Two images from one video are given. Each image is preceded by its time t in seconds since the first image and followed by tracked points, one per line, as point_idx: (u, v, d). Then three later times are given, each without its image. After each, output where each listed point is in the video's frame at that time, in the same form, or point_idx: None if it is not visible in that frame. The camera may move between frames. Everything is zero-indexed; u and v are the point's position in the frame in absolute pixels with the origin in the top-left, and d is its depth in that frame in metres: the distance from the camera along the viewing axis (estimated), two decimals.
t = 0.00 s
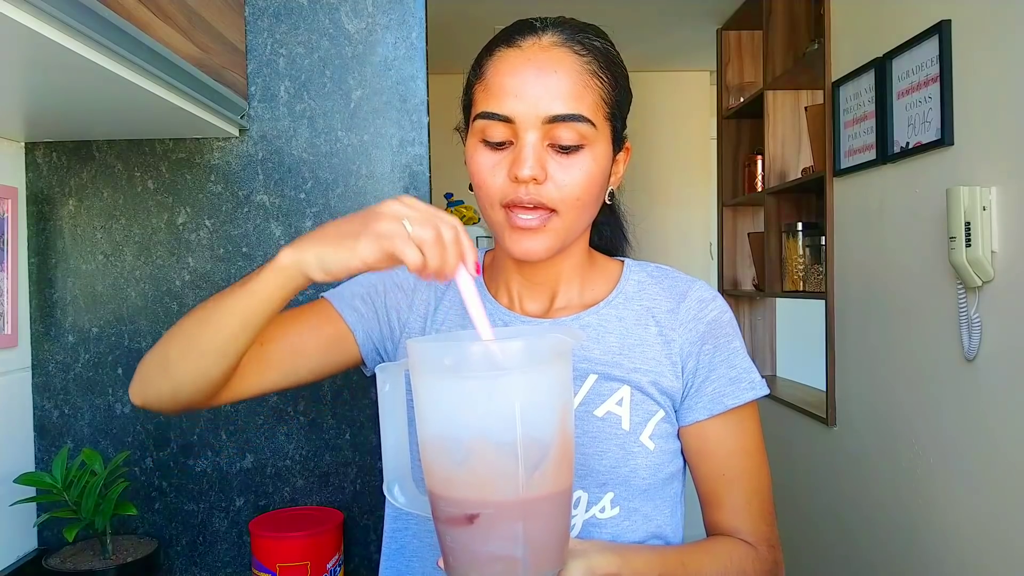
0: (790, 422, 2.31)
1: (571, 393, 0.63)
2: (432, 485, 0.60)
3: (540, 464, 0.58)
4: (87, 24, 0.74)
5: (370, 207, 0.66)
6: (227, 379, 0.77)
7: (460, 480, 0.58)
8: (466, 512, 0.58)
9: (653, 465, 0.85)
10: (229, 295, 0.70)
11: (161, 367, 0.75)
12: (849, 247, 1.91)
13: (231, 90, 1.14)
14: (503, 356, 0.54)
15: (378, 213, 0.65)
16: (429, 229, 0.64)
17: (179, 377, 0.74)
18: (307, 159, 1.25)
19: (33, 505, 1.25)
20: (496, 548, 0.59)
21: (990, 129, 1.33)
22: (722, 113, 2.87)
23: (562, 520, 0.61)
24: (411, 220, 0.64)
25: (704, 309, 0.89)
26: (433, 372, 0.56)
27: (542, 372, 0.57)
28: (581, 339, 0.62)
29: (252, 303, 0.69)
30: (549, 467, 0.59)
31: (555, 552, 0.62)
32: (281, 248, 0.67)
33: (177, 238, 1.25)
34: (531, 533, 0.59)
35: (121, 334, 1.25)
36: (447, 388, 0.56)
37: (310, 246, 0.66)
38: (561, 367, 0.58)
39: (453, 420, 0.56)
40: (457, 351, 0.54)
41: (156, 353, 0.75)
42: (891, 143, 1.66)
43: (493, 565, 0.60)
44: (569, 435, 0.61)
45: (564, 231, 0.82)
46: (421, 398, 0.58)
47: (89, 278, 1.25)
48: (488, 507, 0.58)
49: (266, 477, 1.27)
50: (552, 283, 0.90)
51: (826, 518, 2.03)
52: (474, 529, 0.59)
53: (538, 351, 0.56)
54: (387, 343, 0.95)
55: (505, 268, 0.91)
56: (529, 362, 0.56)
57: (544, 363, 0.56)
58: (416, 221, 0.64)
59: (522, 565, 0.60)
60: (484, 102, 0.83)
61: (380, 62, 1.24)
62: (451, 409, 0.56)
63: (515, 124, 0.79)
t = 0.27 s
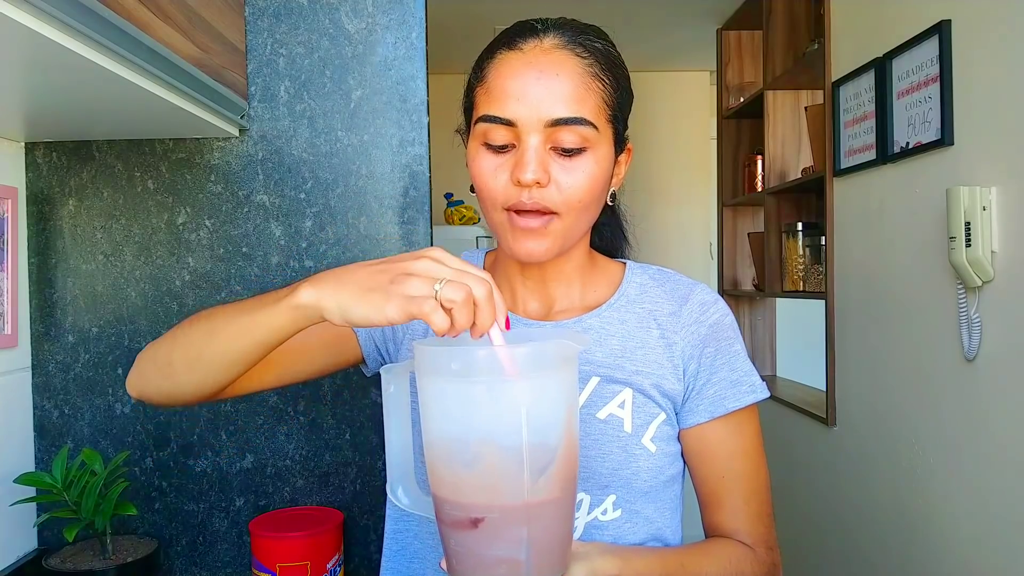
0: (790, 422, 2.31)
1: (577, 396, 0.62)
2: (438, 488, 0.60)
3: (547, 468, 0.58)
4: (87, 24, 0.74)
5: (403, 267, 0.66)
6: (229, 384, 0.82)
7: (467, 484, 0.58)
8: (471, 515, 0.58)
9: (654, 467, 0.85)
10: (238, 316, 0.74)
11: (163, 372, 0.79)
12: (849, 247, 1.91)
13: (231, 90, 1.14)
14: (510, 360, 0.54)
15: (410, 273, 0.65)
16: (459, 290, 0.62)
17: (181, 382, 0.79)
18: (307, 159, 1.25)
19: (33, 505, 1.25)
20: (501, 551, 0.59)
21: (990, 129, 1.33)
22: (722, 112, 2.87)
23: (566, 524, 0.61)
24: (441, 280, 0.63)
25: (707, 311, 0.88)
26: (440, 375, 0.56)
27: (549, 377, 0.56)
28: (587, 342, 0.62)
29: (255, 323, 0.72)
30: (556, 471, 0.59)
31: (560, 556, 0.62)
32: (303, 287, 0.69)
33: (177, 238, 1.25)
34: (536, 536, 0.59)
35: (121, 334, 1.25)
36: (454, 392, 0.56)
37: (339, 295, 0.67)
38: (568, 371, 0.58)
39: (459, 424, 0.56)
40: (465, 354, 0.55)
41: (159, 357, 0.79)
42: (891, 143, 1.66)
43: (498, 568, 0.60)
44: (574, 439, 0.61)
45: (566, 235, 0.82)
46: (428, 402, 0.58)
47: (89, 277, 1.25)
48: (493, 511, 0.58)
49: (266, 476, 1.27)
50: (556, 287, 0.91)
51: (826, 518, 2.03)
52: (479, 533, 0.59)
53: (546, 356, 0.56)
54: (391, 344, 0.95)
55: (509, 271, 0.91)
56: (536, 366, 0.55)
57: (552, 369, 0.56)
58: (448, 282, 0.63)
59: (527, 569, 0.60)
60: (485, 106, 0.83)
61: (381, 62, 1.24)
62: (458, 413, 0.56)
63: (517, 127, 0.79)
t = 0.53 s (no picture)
0: (790, 422, 2.31)
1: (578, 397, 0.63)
2: (440, 490, 0.60)
3: (549, 470, 0.58)
4: (88, 24, 0.74)
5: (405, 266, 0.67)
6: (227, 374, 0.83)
7: (469, 486, 0.58)
8: (473, 517, 0.58)
9: (655, 469, 0.85)
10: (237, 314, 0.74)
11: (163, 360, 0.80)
12: (849, 248, 1.91)
13: (231, 90, 1.14)
14: (513, 363, 0.54)
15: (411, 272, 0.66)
16: (456, 293, 0.62)
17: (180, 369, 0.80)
18: (307, 159, 1.25)
19: (33, 505, 1.25)
20: (504, 553, 0.59)
21: (990, 129, 1.33)
22: (722, 112, 2.87)
23: (568, 525, 0.61)
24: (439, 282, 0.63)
25: (709, 313, 0.88)
26: (442, 377, 0.56)
27: (551, 378, 0.56)
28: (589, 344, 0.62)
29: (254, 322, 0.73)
30: (558, 472, 0.59)
31: (561, 557, 0.62)
32: (307, 280, 0.69)
33: (177, 238, 1.25)
34: (538, 538, 0.59)
35: (121, 334, 1.25)
36: (456, 393, 0.56)
37: (339, 292, 0.67)
38: (570, 372, 0.58)
39: (461, 426, 0.56)
40: (467, 356, 0.55)
41: (158, 342, 0.80)
42: (891, 142, 1.66)
43: (501, 570, 0.60)
44: (576, 440, 0.61)
45: (569, 235, 0.83)
46: (429, 404, 0.57)
47: (89, 278, 1.25)
48: (495, 513, 0.58)
49: (266, 477, 1.27)
50: (558, 288, 0.91)
51: (826, 518, 2.03)
52: (481, 535, 0.59)
53: (548, 357, 0.56)
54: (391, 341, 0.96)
55: (512, 273, 0.92)
56: (538, 367, 0.55)
57: (553, 370, 0.56)
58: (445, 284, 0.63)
59: (528, 570, 0.60)
60: (486, 108, 0.83)
61: (381, 62, 1.24)
62: (460, 414, 0.56)
63: (518, 129, 0.79)
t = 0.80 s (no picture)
0: (790, 422, 2.31)
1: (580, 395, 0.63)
2: (441, 487, 0.60)
3: (551, 467, 0.58)
4: (88, 24, 0.74)
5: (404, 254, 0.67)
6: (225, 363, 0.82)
7: (471, 482, 0.58)
8: (475, 514, 0.58)
9: (656, 470, 0.85)
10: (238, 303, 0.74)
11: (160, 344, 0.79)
12: (849, 248, 1.91)
13: (231, 90, 1.14)
14: (515, 360, 0.54)
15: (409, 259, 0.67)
16: (447, 284, 0.62)
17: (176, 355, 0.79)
18: (307, 159, 1.25)
19: (33, 505, 1.25)
20: (505, 550, 0.59)
21: (990, 129, 1.33)
22: (722, 113, 2.87)
23: (570, 523, 0.61)
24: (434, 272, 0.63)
25: (710, 314, 0.88)
26: (444, 373, 0.56)
27: (554, 375, 0.56)
28: (591, 342, 0.62)
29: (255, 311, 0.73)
30: (560, 469, 0.59)
31: (563, 555, 0.62)
32: (310, 270, 0.70)
33: (177, 238, 1.25)
34: (539, 536, 0.59)
35: (121, 334, 1.26)
36: (458, 390, 0.56)
37: (338, 278, 0.68)
38: (572, 369, 0.58)
39: (463, 422, 0.56)
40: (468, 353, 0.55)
41: (158, 327, 0.79)
42: (891, 142, 1.66)
43: (502, 568, 0.60)
44: (578, 437, 0.61)
45: (569, 235, 0.82)
46: (430, 400, 0.58)
47: (89, 278, 1.25)
48: (496, 509, 0.58)
49: (266, 477, 1.27)
50: (558, 287, 0.91)
51: (827, 518, 2.03)
52: (482, 531, 0.59)
53: (550, 355, 0.55)
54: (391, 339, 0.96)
55: (512, 272, 0.92)
56: (540, 365, 0.55)
57: (556, 367, 0.56)
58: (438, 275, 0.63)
59: (530, 567, 0.60)
60: (486, 109, 0.83)
61: (381, 62, 1.24)
62: (461, 411, 0.56)
63: (517, 129, 0.79)
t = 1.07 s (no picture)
0: (790, 422, 2.31)
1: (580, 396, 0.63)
2: (439, 487, 0.60)
3: (549, 467, 0.58)
4: (88, 24, 0.74)
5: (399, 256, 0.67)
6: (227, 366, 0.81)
7: (469, 482, 0.58)
8: (474, 514, 0.58)
9: (656, 472, 0.85)
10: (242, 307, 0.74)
11: (163, 347, 0.79)
12: (849, 248, 1.91)
13: (231, 90, 1.15)
14: (514, 360, 0.54)
15: (403, 263, 0.66)
16: (432, 302, 0.62)
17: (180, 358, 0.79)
18: (307, 159, 1.25)
19: (33, 505, 1.25)
20: (504, 551, 0.59)
21: (990, 129, 1.33)
22: (722, 112, 2.87)
23: (569, 524, 0.61)
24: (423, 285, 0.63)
25: (711, 316, 0.88)
26: (443, 373, 0.56)
27: (553, 376, 0.56)
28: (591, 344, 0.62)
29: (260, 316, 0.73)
30: (558, 470, 0.59)
31: (562, 555, 0.62)
32: (318, 276, 0.70)
33: (177, 238, 1.25)
34: (538, 537, 0.59)
35: (121, 334, 1.26)
36: (457, 389, 0.56)
37: (341, 280, 0.68)
38: (571, 370, 0.58)
39: (462, 422, 0.56)
40: (467, 354, 0.55)
41: (161, 330, 0.79)
42: (891, 142, 1.66)
43: (501, 568, 0.60)
44: (577, 437, 0.61)
45: (569, 229, 0.82)
46: (429, 400, 0.58)
47: (89, 277, 1.25)
48: (495, 509, 0.58)
49: (266, 477, 1.27)
50: (558, 286, 0.91)
51: (826, 518, 2.03)
52: (481, 531, 0.59)
53: (549, 355, 0.56)
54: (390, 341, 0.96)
55: (512, 271, 0.92)
56: (540, 366, 0.55)
57: (554, 368, 0.56)
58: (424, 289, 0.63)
59: (529, 567, 0.60)
60: (485, 104, 0.83)
61: (381, 62, 1.24)
62: (460, 411, 0.56)
63: (517, 122, 0.80)
